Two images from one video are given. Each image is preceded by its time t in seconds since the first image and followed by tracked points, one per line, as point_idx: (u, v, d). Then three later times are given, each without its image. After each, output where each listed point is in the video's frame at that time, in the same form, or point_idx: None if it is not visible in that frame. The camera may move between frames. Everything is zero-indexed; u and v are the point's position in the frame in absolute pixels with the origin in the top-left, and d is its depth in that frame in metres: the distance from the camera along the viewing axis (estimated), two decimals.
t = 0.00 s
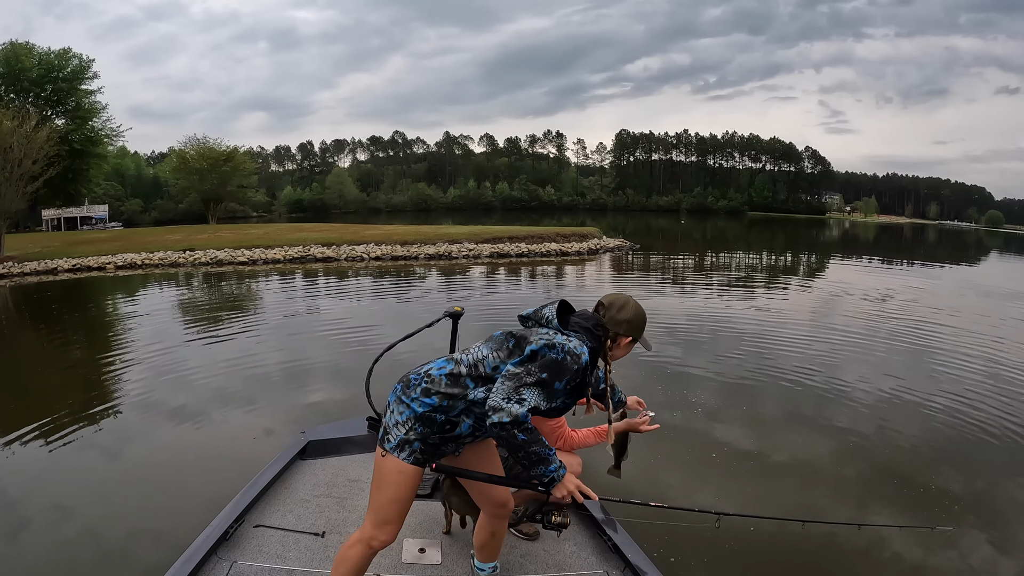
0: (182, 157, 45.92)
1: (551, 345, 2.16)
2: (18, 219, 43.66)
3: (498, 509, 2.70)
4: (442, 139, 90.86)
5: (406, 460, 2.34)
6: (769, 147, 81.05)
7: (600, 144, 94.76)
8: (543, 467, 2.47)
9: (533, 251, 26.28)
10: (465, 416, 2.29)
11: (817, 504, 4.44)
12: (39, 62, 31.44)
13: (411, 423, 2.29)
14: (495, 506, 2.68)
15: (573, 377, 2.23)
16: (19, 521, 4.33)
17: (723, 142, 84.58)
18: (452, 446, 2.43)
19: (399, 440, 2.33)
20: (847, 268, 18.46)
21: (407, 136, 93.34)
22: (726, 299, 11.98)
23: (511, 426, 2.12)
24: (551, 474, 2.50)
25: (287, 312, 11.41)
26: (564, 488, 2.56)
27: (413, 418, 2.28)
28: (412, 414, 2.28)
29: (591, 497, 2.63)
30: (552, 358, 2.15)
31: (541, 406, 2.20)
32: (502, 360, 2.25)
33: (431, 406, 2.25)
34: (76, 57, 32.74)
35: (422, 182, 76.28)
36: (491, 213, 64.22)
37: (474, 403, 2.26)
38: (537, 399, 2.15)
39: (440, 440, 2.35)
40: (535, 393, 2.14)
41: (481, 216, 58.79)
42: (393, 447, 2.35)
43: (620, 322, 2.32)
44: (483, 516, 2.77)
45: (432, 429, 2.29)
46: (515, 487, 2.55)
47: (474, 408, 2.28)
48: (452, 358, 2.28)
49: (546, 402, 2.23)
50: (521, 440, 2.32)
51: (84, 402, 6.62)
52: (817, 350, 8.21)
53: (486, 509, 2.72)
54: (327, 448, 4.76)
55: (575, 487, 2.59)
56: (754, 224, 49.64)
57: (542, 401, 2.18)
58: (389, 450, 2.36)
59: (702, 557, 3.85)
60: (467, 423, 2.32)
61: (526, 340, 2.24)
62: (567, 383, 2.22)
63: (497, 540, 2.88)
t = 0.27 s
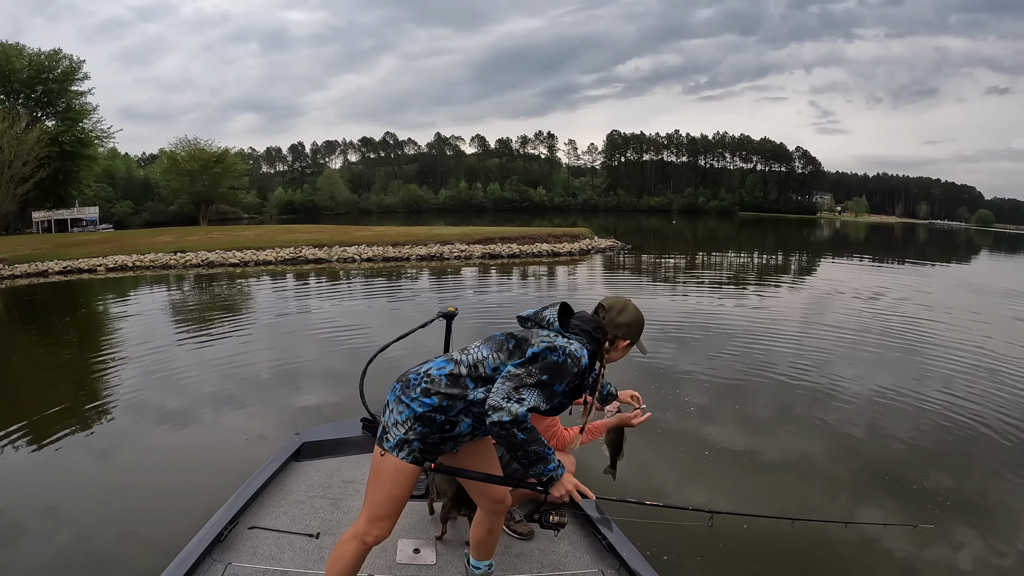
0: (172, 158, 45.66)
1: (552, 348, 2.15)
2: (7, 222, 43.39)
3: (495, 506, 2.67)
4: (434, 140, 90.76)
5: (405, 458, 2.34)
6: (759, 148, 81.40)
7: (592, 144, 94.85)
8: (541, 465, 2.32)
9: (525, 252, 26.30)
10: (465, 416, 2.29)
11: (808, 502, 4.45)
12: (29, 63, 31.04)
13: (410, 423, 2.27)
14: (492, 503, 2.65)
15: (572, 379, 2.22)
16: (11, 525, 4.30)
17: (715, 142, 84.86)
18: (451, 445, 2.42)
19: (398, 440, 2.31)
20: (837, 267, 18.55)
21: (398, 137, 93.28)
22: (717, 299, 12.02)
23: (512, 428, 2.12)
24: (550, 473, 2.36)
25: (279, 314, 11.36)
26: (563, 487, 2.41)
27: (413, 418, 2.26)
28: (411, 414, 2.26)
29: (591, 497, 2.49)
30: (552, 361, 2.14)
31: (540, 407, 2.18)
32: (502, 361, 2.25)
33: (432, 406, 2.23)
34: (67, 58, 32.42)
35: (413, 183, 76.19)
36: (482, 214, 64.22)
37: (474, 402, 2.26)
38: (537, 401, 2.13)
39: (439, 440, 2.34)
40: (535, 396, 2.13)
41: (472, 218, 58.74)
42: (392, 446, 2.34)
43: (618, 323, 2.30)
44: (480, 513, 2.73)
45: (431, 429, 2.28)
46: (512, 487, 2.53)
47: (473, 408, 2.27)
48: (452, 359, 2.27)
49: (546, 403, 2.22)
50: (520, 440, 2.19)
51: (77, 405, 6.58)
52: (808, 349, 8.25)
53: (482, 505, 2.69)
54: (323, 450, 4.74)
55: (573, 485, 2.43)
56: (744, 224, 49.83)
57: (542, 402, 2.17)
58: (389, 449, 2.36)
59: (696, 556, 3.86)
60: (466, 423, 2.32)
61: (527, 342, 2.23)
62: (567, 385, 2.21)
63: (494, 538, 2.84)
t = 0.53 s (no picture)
0: (162, 159, 45.39)
1: (549, 345, 2.13)
2: None
3: (492, 504, 2.63)
4: (425, 141, 90.71)
5: (403, 458, 2.33)
6: (749, 148, 81.82)
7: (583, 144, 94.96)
8: (540, 463, 2.28)
9: (516, 253, 26.31)
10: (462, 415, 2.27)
11: (800, 501, 4.47)
12: (18, 64, 30.73)
13: (408, 422, 2.27)
14: (488, 501, 2.61)
15: (570, 377, 2.19)
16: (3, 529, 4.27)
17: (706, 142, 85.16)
18: (450, 444, 2.40)
19: (395, 440, 2.31)
20: (825, 267, 18.70)
21: (388, 138, 93.11)
22: (707, 299, 12.06)
23: (508, 426, 2.10)
24: (549, 472, 2.32)
25: (271, 316, 11.31)
26: (562, 485, 2.38)
27: (410, 418, 2.26)
28: (408, 413, 2.26)
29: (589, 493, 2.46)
30: (549, 359, 2.12)
31: (538, 405, 2.16)
32: (499, 359, 2.23)
33: (428, 405, 2.23)
34: (56, 59, 32.18)
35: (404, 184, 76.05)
36: (473, 215, 64.20)
37: (471, 401, 2.25)
38: (534, 399, 2.11)
39: (438, 439, 2.33)
40: (531, 394, 2.10)
41: (462, 219, 58.74)
42: (389, 447, 2.33)
43: (615, 320, 2.29)
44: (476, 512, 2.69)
45: (428, 428, 2.27)
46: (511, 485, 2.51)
47: (471, 407, 2.27)
48: (448, 357, 2.26)
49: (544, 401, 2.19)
50: (519, 439, 2.17)
51: (68, 409, 6.53)
52: (799, 349, 8.28)
53: (479, 503, 2.65)
54: (318, 451, 4.73)
55: (572, 483, 2.40)
56: (734, 224, 50.06)
57: (539, 400, 2.14)
58: (386, 449, 2.35)
59: (687, 554, 3.88)
60: (464, 421, 2.31)
61: (523, 340, 2.22)
62: (565, 382, 2.19)
63: (490, 538, 2.79)
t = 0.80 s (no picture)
0: (152, 161, 45.14)
1: (544, 348, 2.12)
2: None
3: (488, 506, 2.62)
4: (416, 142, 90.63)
5: (399, 460, 2.32)
6: (739, 149, 82.24)
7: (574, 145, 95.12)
8: (535, 466, 2.26)
9: (508, 253, 26.31)
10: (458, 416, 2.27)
11: (792, 499, 4.48)
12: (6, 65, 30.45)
13: (404, 424, 2.27)
14: (484, 503, 2.61)
15: (565, 380, 2.19)
16: None
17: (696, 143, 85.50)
18: (447, 446, 2.40)
19: (391, 440, 2.31)
20: (814, 266, 18.83)
21: (379, 139, 92.89)
22: (698, 299, 12.12)
23: (504, 430, 2.09)
24: (545, 475, 2.30)
25: (262, 318, 11.26)
26: (558, 488, 2.35)
27: (406, 419, 2.26)
28: (404, 415, 2.26)
29: (586, 495, 2.43)
30: (544, 361, 2.12)
31: (533, 408, 2.15)
32: (494, 361, 2.23)
33: (425, 407, 2.22)
34: (45, 60, 31.91)
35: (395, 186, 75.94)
36: (464, 216, 64.20)
37: (466, 403, 2.24)
38: (529, 403, 2.11)
39: (434, 441, 2.33)
40: (527, 397, 2.10)
41: (453, 220, 58.72)
42: (385, 448, 2.32)
43: (612, 321, 2.28)
44: (473, 513, 2.69)
45: (424, 429, 2.27)
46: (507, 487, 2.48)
47: (466, 408, 2.26)
48: (444, 359, 2.26)
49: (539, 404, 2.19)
50: (514, 442, 2.16)
51: (59, 413, 6.48)
52: (789, 347, 8.33)
53: (475, 505, 2.64)
54: (314, 452, 4.71)
55: (568, 486, 2.38)
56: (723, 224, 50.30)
57: (534, 403, 2.14)
58: (383, 450, 2.34)
59: (682, 552, 3.90)
60: (460, 422, 2.30)
61: (518, 343, 2.22)
62: (561, 385, 2.18)
63: (487, 539, 2.79)
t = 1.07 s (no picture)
0: (147, 161, 45.04)
1: (543, 349, 2.12)
2: None
3: (488, 506, 2.63)
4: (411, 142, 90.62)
5: (401, 460, 2.32)
6: (734, 149, 82.44)
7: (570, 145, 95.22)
8: (534, 467, 2.27)
9: (504, 254, 26.31)
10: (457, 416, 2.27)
11: (788, 498, 4.49)
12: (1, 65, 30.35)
13: (405, 424, 2.27)
14: (484, 503, 2.61)
15: (565, 380, 2.18)
16: None
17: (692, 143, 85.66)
18: (448, 445, 2.40)
19: (391, 440, 2.31)
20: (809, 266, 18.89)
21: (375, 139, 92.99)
22: (695, 298, 12.14)
23: (503, 431, 2.09)
24: (543, 475, 2.31)
25: (258, 318, 11.25)
26: (556, 489, 2.35)
27: (407, 419, 2.26)
28: (405, 415, 2.26)
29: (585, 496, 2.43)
30: (543, 362, 2.11)
31: (532, 409, 2.15)
32: (494, 362, 2.22)
33: (425, 407, 2.23)
34: (41, 60, 31.86)
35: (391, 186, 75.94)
36: (460, 216, 64.22)
37: (467, 403, 2.24)
38: (529, 403, 2.11)
39: (435, 440, 2.32)
40: (526, 397, 2.10)
41: (449, 220, 58.72)
42: (386, 448, 2.33)
43: (613, 320, 2.28)
44: (473, 514, 2.69)
45: (425, 428, 2.27)
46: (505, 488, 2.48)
47: (467, 408, 2.26)
48: (444, 359, 2.26)
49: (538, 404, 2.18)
50: (513, 443, 2.16)
51: (57, 414, 6.47)
52: (784, 347, 8.34)
53: (475, 506, 2.65)
54: (314, 452, 4.71)
55: (567, 487, 2.38)
56: (719, 224, 50.40)
57: (534, 404, 2.14)
58: (383, 451, 2.34)
59: (680, 552, 3.91)
60: (460, 423, 2.30)
61: (518, 344, 2.21)
62: (560, 386, 2.18)
63: (486, 540, 2.79)
